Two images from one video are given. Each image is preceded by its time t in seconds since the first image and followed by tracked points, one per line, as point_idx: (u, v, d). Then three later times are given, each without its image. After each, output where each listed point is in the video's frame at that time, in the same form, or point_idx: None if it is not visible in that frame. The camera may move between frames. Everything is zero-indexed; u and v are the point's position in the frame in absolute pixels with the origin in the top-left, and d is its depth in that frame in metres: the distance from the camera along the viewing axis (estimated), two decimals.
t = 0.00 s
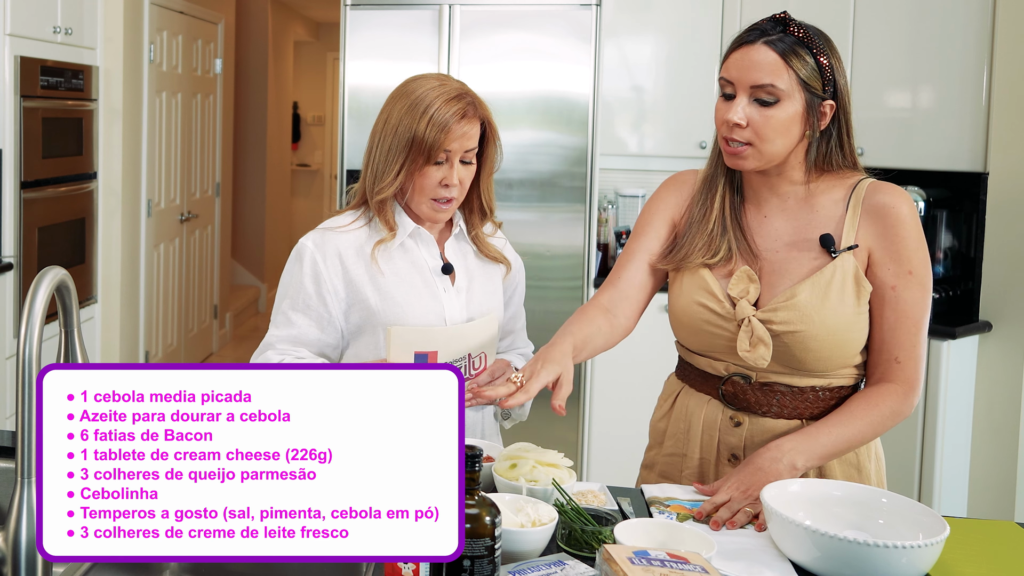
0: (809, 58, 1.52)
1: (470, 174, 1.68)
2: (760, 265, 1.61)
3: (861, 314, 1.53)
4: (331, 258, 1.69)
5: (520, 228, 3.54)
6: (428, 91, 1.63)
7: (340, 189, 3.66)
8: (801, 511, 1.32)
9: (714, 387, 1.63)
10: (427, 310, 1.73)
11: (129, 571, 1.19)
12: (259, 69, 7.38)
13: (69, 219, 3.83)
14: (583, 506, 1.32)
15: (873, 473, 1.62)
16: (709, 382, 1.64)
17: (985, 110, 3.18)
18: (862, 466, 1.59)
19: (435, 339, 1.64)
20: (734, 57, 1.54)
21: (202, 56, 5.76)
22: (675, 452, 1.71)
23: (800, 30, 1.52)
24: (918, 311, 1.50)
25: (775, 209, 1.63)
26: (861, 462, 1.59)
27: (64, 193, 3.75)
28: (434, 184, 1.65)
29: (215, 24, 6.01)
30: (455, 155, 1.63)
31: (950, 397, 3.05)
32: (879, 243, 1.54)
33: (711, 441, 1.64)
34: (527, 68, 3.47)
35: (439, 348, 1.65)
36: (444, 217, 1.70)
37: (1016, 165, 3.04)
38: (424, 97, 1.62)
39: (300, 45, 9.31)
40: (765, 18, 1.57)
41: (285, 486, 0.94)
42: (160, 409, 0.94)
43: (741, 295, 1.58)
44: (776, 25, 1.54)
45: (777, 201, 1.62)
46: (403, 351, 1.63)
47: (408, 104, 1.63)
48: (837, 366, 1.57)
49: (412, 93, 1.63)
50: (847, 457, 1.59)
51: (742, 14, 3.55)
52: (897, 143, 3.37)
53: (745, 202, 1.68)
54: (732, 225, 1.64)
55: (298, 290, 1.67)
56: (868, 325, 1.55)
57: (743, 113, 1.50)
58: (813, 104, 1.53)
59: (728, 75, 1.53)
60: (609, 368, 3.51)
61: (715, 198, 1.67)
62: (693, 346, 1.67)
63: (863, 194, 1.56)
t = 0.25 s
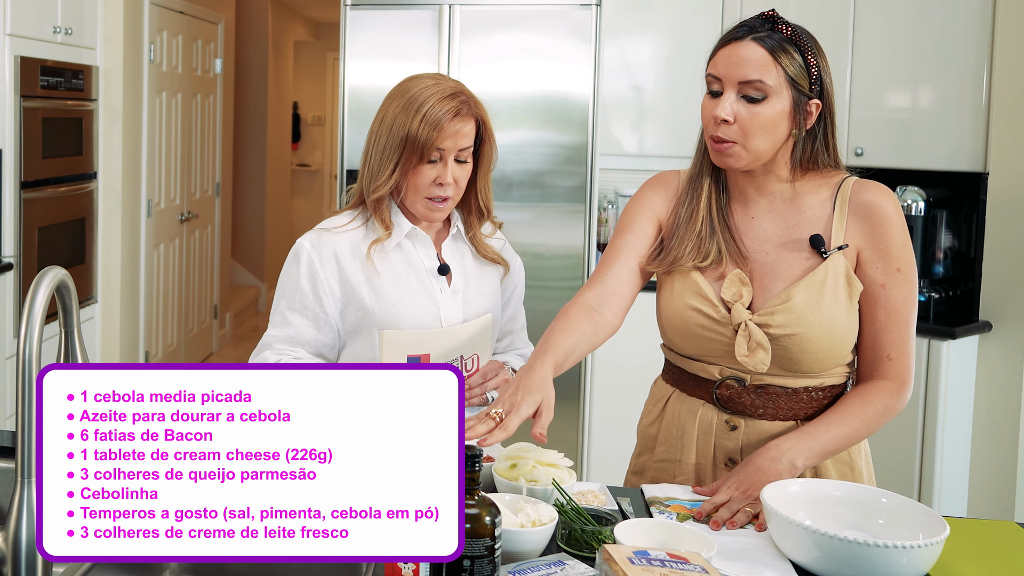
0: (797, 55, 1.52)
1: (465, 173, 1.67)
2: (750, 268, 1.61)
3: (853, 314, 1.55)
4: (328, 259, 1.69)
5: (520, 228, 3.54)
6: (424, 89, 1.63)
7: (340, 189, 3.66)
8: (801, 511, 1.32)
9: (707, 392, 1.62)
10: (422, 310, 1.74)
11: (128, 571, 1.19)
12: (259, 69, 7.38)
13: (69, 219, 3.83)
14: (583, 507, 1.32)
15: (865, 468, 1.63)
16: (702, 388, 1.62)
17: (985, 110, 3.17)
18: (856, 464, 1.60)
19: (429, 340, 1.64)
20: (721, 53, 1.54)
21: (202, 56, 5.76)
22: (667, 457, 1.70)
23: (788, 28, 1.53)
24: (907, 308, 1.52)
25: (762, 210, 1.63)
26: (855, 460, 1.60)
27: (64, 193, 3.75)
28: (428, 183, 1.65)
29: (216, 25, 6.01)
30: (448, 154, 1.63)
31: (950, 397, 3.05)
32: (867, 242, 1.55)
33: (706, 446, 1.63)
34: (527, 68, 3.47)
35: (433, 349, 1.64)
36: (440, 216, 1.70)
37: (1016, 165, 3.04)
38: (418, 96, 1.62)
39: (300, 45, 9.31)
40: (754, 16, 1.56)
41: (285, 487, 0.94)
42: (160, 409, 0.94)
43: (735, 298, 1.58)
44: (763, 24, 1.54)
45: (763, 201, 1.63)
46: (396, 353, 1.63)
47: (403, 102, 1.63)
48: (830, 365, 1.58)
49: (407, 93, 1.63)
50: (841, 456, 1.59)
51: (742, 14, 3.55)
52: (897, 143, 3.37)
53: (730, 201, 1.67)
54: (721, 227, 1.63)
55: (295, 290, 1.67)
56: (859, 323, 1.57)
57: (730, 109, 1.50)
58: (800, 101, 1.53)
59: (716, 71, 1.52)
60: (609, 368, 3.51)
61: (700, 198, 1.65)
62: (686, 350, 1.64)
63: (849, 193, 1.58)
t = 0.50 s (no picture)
0: (784, 56, 1.51)
1: (458, 171, 1.67)
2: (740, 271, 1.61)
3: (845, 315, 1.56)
4: (324, 260, 1.69)
5: (520, 228, 3.54)
6: (414, 88, 1.64)
7: (340, 189, 3.66)
8: (801, 511, 1.32)
9: (702, 396, 1.61)
10: (416, 311, 1.74)
11: (128, 571, 1.19)
12: (259, 69, 7.38)
13: (69, 218, 3.83)
14: (583, 507, 1.32)
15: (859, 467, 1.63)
16: (697, 392, 1.62)
17: (986, 110, 3.14)
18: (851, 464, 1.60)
19: (422, 340, 1.65)
20: (706, 54, 1.52)
21: (201, 56, 5.76)
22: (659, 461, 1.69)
23: (773, 29, 1.52)
24: (897, 306, 1.54)
25: (751, 212, 1.63)
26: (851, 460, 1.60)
27: (64, 194, 3.75)
28: (420, 181, 1.64)
29: (215, 24, 6.01)
30: (440, 151, 1.63)
31: (950, 397, 3.05)
32: (856, 242, 1.56)
33: (701, 450, 1.62)
34: (527, 68, 3.47)
35: (425, 349, 1.65)
36: (434, 215, 1.69)
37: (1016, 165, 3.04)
38: (409, 94, 1.63)
39: (300, 45, 9.30)
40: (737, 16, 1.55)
41: (286, 486, 0.94)
42: (160, 409, 0.94)
43: (728, 303, 1.57)
44: (748, 24, 1.52)
45: (752, 203, 1.63)
46: (388, 352, 1.64)
47: (395, 100, 1.64)
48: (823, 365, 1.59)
49: (399, 92, 1.64)
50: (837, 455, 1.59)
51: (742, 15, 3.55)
52: (896, 143, 3.37)
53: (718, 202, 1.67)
54: (709, 229, 1.63)
55: (292, 290, 1.67)
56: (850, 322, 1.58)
57: (718, 112, 1.49)
58: (786, 103, 1.53)
59: (703, 73, 1.51)
60: (609, 368, 3.51)
61: (688, 202, 1.64)
62: (679, 355, 1.64)
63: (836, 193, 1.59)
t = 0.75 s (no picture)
0: (772, 59, 1.51)
1: (455, 169, 1.66)
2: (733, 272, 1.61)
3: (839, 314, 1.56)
4: (321, 258, 1.70)
5: (520, 228, 3.54)
6: (408, 89, 1.64)
7: (340, 189, 3.66)
8: (801, 511, 1.32)
9: (698, 398, 1.61)
10: (410, 311, 1.74)
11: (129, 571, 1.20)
12: (259, 69, 7.38)
13: (69, 218, 3.83)
14: (583, 506, 1.32)
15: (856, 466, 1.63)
16: (694, 394, 1.61)
17: (985, 110, 3.14)
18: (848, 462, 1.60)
19: (410, 341, 1.64)
20: (696, 61, 1.51)
21: (202, 56, 5.76)
22: (657, 463, 1.69)
23: (762, 31, 1.51)
24: (893, 304, 1.54)
25: (743, 214, 1.63)
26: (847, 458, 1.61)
27: (64, 194, 3.75)
28: (416, 180, 1.64)
29: (216, 24, 6.01)
30: (435, 150, 1.63)
31: (950, 397, 3.05)
32: (850, 242, 1.56)
33: (699, 453, 1.62)
34: (527, 68, 3.47)
35: (414, 351, 1.64)
36: (431, 214, 1.69)
37: (1016, 165, 3.04)
38: (405, 93, 1.63)
39: (300, 45, 9.30)
40: (725, 20, 1.54)
41: (286, 486, 0.94)
42: (160, 409, 0.94)
43: (722, 306, 1.57)
44: (737, 28, 1.51)
45: (744, 205, 1.63)
46: (379, 354, 1.64)
47: (390, 100, 1.64)
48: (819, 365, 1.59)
49: (394, 92, 1.64)
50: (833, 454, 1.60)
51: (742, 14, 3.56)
52: (896, 143, 3.37)
53: (710, 204, 1.67)
54: (702, 231, 1.63)
55: (289, 287, 1.69)
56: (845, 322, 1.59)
57: (710, 121, 1.48)
58: (777, 107, 1.52)
59: (693, 80, 1.50)
60: (609, 368, 3.51)
61: (680, 205, 1.64)
62: (675, 359, 1.63)
63: (827, 191, 1.59)
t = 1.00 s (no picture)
0: (768, 57, 1.51)
1: (455, 172, 1.66)
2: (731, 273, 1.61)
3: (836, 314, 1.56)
4: (319, 258, 1.70)
5: (520, 228, 3.54)
6: (411, 90, 1.64)
7: (340, 189, 3.66)
8: (801, 511, 1.32)
9: (697, 399, 1.61)
10: (407, 313, 1.74)
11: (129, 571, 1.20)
12: (259, 69, 7.38)
13: (69, 218, 3.83)
14: (583, 507, 1.32)
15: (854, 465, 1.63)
16: (691, 394, 1.61)
17: (985, 110, 3.14)
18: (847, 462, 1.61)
19: (409, 341, 1.64)
20: (692, 60, 1.51)
21: (202, 56, 5.76)
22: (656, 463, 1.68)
23: (757, 30, 1.51)
24: (890, 303, 1.54)
25: (740, 214, 1.62)
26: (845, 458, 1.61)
27: (64, 193, 3.75)
28: (416, 182, 1.64)
29: (216, 24, 6.01)
30: (436, 152, 1.63)
31: (949, 397, 3.05)
32: (847, 241, 1.56)
33: (697, 453, 1.62)
34: (527, 68, 3.47)
35: (411, 351, 1.64)
36: (430, 215, 1.69)
37: (1016, 165, 3.04)
38: (407, 94, 1.63)
39: (300, 45, 9.30)
40: (720, 19, 1.54)
41: (286, 486, 0.94)
42: (160, 409, 0.94)
43: (719, 307, 1.57)
44: (733, 28, 1.51)
45: (740, 205, 1.62)
46: (376, 353, 1.64)
47: (392, 100, 1.64)
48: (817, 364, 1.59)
49: (396, 92, 1.64)
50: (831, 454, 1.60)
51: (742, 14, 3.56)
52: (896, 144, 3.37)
53: (708, 204, 1.67)
54: (699, 233, 1.63)
55: (287, 286, 1.70)
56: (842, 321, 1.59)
57: (708, 119, 1.48)
58: (773, 106, 1.53)
59: (690, 79, 1.50)
60: (609, 368, 3.51)
61: (677, 206, 1.64)
62: (672, 360, 1.64)
63: (824, 190, 1.58)
